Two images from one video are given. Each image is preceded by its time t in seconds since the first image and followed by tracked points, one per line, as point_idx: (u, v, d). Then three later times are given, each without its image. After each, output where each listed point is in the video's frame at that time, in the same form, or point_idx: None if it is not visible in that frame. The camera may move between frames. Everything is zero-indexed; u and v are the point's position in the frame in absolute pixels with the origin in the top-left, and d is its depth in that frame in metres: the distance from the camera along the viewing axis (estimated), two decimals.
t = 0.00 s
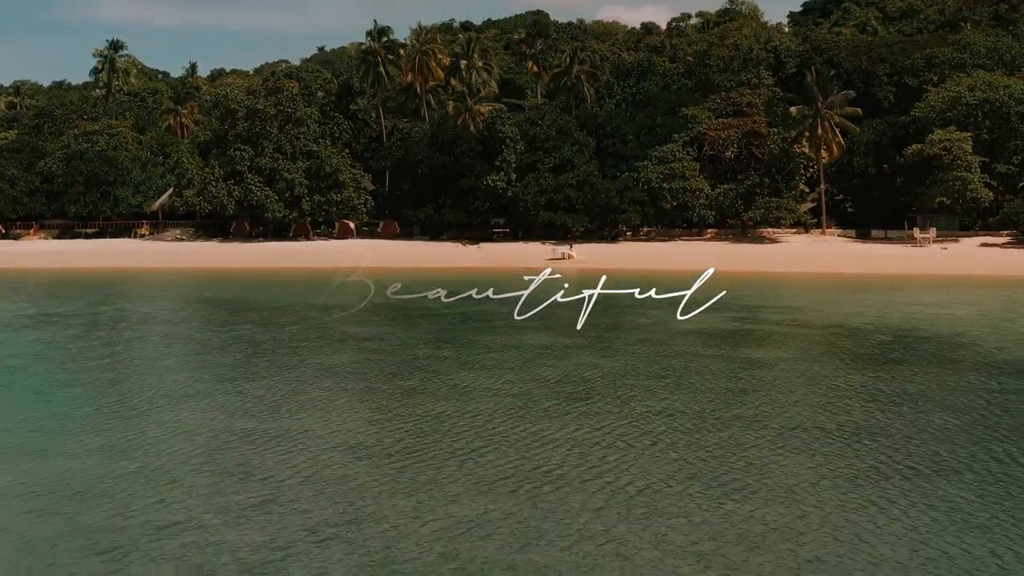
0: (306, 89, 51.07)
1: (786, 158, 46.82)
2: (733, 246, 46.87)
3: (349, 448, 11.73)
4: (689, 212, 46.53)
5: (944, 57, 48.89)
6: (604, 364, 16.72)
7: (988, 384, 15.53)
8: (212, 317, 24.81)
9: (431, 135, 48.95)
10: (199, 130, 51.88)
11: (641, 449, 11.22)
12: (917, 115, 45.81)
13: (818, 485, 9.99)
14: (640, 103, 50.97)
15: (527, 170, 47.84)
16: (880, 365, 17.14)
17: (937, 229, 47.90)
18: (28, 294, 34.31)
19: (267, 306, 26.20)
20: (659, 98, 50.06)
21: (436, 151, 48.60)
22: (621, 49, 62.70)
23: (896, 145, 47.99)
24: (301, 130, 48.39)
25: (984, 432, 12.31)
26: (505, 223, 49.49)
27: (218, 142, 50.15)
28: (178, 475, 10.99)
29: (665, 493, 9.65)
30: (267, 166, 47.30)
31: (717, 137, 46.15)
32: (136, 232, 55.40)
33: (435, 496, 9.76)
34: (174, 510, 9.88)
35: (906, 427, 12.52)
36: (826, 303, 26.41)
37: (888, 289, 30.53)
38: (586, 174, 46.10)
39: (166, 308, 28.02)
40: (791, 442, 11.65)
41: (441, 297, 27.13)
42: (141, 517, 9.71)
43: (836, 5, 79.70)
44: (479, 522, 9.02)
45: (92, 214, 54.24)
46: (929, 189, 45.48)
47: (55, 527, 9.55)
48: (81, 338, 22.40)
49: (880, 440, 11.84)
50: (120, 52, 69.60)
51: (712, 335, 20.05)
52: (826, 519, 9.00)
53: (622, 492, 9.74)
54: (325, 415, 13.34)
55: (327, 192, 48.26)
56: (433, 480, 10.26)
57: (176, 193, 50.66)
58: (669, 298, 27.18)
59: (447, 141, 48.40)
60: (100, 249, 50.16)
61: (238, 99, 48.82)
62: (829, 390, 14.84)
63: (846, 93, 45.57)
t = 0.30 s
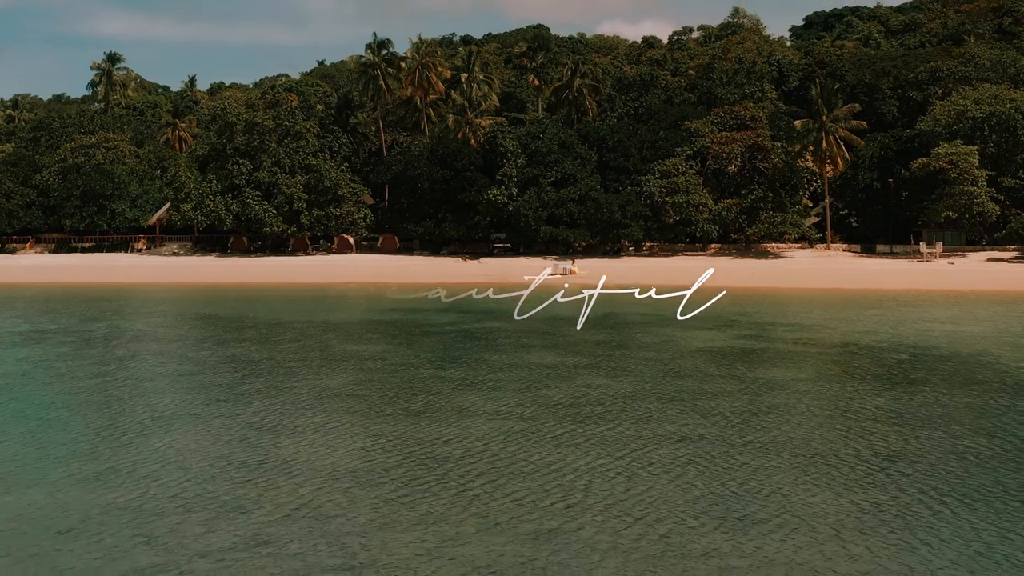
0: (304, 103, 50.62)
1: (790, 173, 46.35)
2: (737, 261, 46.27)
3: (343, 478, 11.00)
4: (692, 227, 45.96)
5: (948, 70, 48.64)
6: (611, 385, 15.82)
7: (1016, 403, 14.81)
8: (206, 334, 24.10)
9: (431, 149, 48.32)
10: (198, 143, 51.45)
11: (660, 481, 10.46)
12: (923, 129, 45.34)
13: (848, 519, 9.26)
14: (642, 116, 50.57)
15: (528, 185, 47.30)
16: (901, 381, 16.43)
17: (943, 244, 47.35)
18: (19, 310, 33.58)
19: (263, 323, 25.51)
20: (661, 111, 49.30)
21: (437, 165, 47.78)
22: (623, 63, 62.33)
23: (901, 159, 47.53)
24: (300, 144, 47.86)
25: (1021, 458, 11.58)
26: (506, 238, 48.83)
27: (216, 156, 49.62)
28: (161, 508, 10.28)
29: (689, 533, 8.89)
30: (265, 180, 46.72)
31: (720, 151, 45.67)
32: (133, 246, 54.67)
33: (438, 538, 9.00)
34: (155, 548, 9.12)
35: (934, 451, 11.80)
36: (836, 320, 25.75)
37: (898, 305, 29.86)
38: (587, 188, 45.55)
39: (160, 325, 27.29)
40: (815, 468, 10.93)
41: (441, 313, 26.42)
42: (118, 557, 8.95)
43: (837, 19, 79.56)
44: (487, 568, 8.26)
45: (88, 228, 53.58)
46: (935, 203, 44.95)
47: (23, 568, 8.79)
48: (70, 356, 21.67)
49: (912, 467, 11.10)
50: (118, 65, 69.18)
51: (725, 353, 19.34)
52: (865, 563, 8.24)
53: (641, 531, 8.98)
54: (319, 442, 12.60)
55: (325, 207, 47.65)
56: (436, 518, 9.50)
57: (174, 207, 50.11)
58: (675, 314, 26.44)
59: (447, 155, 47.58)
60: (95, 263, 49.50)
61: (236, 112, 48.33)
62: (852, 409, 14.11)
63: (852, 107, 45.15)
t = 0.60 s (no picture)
0: (303, 116, 50.15)
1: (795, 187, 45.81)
2: (741, 276, 45.66)
3: (335, 513, 10.22)
4: (695, 242, 45.33)
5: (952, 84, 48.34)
6: (620, 406, 15.00)
7: None
8: (198, 352, 23.38)
9: (431, 163, 47.77)
10: (195, 156, 50.91)
11: (678, 515, 9.75)
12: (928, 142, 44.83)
13: (885, 561, 8.52)
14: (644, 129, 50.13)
15: (529, 199, 46.73)
16: (922, 399, 15.75)
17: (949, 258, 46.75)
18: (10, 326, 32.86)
19: (258, 341, 24.79)
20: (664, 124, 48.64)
21: (437, 179, 47.14)
22: (625, 76, 61.98)
23: (907, 173, 47.01)
24: (298, 157, 47.33)
25: None
26: (506, 252, 48.19)
27: (214, 169, 49.14)
28: (138, 543, 9.55)
29: None
30: (262, 194, 46.17)
31: (723, 165, 45.14)
32: (129, 261, 53.95)
33: None
34: None
35: (966, 478, 11.06)
36: (849, 336, 25.03)
37: (908, 320, 29.21)
38: (589, 203, 44.96)
39: (152, 342, 26.58)
40: (842, 499, 10.23)
41: (441, 330, 25.74)
42: None
43: (839, 32, 79.38)
44: None
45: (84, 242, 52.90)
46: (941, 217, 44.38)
47: None
48: (57, 374, 20.92)
49: (945, 496, 10.41)
50: (116, 78, 68.74)
51: (736, 370, 18.61)
52: None
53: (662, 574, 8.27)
54: (311, 473, 11.80)
55: (324, 221, 47.06)
56: (439, 558, 8.78)
57: (170, 221, 49.48)
58: (681, 331, 25.73)
59: (447, 169, 47.03)
60: (90, 278, 48.83)
61: (234, 126, 47.82)
62: (874, 432, 13.40)
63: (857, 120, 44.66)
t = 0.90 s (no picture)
0: (301, 129, 49.68)
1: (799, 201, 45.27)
2: (745, 291, 45.05)
3: (330, 551, 9.43)
4: (699, 256, 44.67)
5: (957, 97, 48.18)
6: (628, 427, 14.22)
7: None
8: (190, 369, 22.62)
9: (431, 176, 47.28)
10: (193, 169, 50.38)
11: (698, 552, 9.01)
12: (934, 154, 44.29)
13: None
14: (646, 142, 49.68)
15: (530, 213, 46.14)
16: (945, 418, 15.04)
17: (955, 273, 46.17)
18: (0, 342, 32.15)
19: (252, 357, 24.07)
20: (666, 137, 48.28)
21: (436, 192, 46.55)
22: (626, 89, 61.62)
23: (912, 186, 46.46)
24: (296, 170, 46.80)
25: None
26: (507, 267, 47.54)
27: (211, 182, 48.60)
28: None
29: None
30: (260, 208, 45.58)
31: (727, 178, 44.58)
32: (124, 275, 53.26)
33: None
34: None
35: (1008, 509, 10.29)
36: (860, 352, 24.31)
37: (919, 336, 28.52)
38: (591, 217, 44.37)
39: (143, 358, 25.83)
40: (875, 534, 9.49)
41: (440, 346, 25.01)
42: None
43: (840, 45, 79.25)
44: None
45: (79, 256, 52.25)
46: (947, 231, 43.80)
47: None
48: (42, 393, 20.16)
49: (986, 529, 9.67)
50: (113, 92, 68.35)
51: (746, 388, 17.84)
52: None
53: None
54: (303, 504, 11.00)
55: (322, 235, 46.43)
56: None
57: (166, 234, 48.86)
58: (687, 347, 25.00)
59: (447, 182, 46.53)
60: (85, 292, 48.15)
61: (231, 138, 47.35)
62: (899, 455, 12.65)
63: (861, 132, 44.16)
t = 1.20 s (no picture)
0: (299, 140, 49.15)
1: (803, 213, 44.66)
2: (748, 305, 44.39)
3: None
4: (702, 269, 44.01)
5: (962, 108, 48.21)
6: (638, 450, 13.37)
7: None
8: (180, 385, 21.85)
9: (430, 188, 46.69)
10: (189, 181, 49.77)
11: None
12: (940, 166, 43.71)
13: None
14: (648, 154, 49.18)
15: (531, 225, 45.51)
16: (971, 438, 14.32)
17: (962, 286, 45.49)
18: None
19: (245, 373, 23.32)
20: (669, 149, 47.75)
21: (435, 204, 45.91)
22: (629, 101, 61.14)
23: (918, 198, 45.87)
24: (294, 182, 46.23)
25: None
26: (507, 280, 46.85)
27: (208, 194, 48.01)
28: None
29: None
30: (257, 220, 44.96)
31: (730, 190, 43.98)
32: (120, 288, 52.54)
33: None
34: None
35: None
36: (871, 366, 23.67)
37: (931, 351, 27.79)
38: (593, 229, 43.68)
39: (133, 372, 25.10)
40: (914, 569, 8.77)
41: (439, 361, 24.23)
42: None
43: (842, 57, 79.10)
44: None
45: (74, 269, 51.57)
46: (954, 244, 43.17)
47: None
48: (27, 410, 19.40)
49: None
50: (109, 104, 67.90)
51: (758, 406, 17.09)
52: None
53: None
54: (289, 539, 10.15)
55: (320, 248, 45.81)
56: None
57: (162, 247, 48.21)
58: (694, 362, 24.22)
59: (447, 194, 45.92)
60: (79, 305, 47.42)
61: (228, 150, 46.80)
62: (928, 480, 11.93)
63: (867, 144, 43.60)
